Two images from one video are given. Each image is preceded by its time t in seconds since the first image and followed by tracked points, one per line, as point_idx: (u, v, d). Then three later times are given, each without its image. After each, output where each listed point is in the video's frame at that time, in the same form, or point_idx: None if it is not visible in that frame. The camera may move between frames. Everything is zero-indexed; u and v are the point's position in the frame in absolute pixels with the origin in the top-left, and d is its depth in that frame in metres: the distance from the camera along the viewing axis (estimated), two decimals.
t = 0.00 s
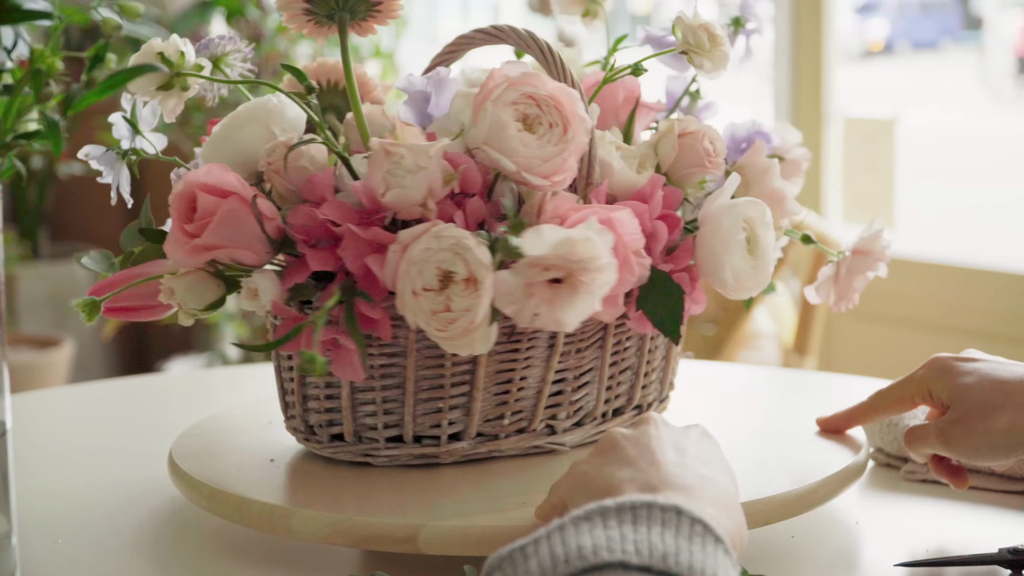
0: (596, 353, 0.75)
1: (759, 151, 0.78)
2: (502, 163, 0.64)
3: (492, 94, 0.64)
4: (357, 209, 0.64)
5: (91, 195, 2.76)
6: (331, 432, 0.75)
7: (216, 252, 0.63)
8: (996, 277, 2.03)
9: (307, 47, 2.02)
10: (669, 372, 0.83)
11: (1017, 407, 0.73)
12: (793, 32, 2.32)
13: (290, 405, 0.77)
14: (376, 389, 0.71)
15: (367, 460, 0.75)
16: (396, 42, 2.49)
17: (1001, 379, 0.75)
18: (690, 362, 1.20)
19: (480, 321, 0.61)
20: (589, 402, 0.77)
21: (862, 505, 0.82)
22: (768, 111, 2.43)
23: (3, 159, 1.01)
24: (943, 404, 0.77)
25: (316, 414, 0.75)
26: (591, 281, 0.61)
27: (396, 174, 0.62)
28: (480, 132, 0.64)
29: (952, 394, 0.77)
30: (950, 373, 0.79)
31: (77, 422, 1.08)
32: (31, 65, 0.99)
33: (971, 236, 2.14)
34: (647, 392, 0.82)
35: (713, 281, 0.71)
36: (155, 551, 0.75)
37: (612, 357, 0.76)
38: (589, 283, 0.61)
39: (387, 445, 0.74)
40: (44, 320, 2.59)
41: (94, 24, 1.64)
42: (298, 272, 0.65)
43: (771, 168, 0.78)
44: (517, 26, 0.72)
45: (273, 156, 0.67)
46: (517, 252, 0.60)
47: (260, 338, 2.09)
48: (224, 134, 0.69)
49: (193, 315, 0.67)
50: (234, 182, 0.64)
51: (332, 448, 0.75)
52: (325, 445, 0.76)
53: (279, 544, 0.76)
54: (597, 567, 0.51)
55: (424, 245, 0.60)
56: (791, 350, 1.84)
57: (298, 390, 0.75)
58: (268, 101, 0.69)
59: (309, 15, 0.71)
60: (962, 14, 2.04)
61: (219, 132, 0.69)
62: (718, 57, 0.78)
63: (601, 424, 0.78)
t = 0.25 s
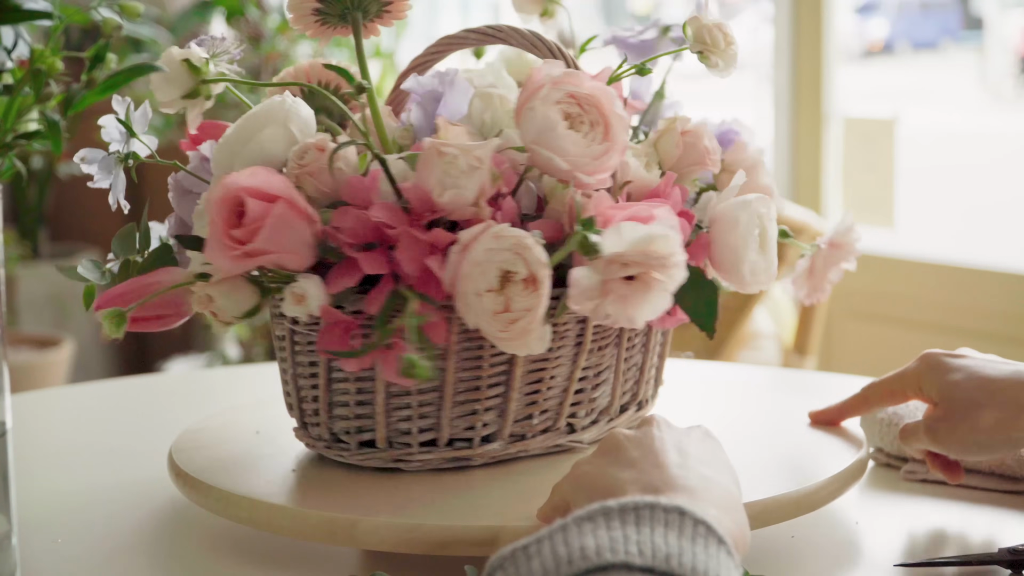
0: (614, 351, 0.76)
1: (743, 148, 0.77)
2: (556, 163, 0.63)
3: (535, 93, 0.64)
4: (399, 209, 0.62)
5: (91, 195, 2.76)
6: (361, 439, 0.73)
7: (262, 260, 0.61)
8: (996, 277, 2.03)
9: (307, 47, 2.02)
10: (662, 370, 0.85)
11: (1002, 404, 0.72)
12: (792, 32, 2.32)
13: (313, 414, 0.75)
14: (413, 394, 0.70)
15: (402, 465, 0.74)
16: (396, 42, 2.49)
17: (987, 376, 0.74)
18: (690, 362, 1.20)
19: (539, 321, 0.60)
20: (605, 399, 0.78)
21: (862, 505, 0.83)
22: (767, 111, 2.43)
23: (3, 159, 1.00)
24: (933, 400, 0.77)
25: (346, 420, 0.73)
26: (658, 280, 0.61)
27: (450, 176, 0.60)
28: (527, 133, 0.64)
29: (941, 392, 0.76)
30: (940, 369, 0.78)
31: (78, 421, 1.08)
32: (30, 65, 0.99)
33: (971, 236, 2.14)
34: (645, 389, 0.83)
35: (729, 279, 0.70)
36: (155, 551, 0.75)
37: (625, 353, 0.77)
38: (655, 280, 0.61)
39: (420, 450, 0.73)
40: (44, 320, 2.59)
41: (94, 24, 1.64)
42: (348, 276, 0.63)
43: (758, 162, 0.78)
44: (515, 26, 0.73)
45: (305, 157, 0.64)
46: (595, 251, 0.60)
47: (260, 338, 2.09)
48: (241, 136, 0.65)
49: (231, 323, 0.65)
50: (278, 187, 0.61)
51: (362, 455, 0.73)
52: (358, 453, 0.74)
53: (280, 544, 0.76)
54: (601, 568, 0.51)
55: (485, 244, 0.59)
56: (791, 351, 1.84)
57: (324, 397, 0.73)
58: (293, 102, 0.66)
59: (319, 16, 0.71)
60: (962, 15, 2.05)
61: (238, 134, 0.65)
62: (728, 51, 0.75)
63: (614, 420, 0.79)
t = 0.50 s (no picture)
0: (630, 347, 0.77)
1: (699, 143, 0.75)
2: (640, 159, 0.65)
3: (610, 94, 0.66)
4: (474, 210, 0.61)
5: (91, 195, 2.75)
6: (429, 449, 0.72)
7: (376, 269, 0.59)
8: (996, 277, 2.03)
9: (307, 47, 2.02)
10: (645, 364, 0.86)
11: (976, 403, 0.77)
12: (792, 32, 2.32)
13: (371, 428, 0.72)
14: (489, 399, 0.69)
15: (467, 473, 0.73)
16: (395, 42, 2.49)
17: (963, 374, 0.79)
18: (689, 362, 1.20)
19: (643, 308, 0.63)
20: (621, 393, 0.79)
21: (861, 505, 0.83)
22: (767, 111, 2.43)
23: (3, 159, 1.00)
24: (911, 398, 0.81)
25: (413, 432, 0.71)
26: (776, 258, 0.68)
27: (557, 176, 0.61)
28: (606, 134, 0.66)
29: (918, 389, 0.81)
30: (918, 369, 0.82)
31: (78, 422, 1.08)
32: (29, 65, 0.99)
33: (972, 236, 2.14)
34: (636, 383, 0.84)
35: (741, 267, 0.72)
36: (156, 551, 0.75)
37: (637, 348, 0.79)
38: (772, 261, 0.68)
39: (490, 455, 0.72)
40: (44, 320, 2.59)
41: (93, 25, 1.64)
42: (452, 282, 0.61)
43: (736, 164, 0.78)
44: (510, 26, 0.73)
45: (386, 163, 0.63)
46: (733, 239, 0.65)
47: (260, 337, 2.09)
48: (293, 138, 0.62)
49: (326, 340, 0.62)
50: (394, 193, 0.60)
51: (432, 466, 0.72)
52: (427, 464, 0.72)
53: (280, 544, 0.76)
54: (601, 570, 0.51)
55: (596, 244, 0.60)
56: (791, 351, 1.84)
57: (391, 411, 0.70)
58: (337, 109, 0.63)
59: (353, 15, 0.71)
60: (962, 15, 2.05)
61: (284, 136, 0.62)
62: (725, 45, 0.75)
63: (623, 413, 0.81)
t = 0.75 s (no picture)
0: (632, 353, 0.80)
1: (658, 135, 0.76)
2: (703, 152, 0.68)
3: (668, 92, 0.68)
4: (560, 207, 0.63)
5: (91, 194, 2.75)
6: (494, 453, 0.72)
7: (485, 276, 0.60)
8: (996, 277, 2.03)
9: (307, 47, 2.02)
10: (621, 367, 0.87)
11: (984, 395, 0.77)
12: (792, 32, 2.32)
13: (433, 435, 0.71)
14: (554, 399, 0.71)
15: (524, 475, 0.74)
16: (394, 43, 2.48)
17: (972, 368, 0.79)
18: (688, 362, 1.20)
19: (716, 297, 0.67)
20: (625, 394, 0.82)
21: (862, 505, 0.83)
22: (767, 111, 2.43)
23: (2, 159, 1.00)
24: (919, 394, 0.82)
25: (481, 437, 0.71)
26: (835, 262, 0.69)
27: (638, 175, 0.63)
28: (671, 132, 0.68)
29: (926, 384, 0.81)
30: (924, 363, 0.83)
31: (77, 422, 1.08)
32: (29, 66, 0.99)
33: (972, 236, 2.14)
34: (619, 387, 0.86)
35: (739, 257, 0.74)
36: (156, 551, 0.75)
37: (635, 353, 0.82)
38: (831, 263, 0.69)
39: (550, 454, 0.74)
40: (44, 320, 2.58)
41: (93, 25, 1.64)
42: (551, 281, 0.63)
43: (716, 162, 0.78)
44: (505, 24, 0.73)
45: (468, 165, 0.63)
46: (816, 232, 0.69)
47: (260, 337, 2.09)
48: (368, 143, 0.61)
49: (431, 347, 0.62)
50: (502, 195, 0.60)
51: (498, 469, 0.72)
52: (492, 467, 0.73)
53: (280, 544, 0.76)
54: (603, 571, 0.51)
55: (677, 239, 0.64)
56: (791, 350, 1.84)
57: (459, 417, 0.70)
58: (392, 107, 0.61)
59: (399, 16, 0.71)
60: (962, 15, 2.06)
61: (360, 141, 0.61)
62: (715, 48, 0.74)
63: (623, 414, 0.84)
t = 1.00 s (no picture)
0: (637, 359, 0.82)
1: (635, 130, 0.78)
2: (724, 146, 0.71)
3: (694, 89, 0.69)
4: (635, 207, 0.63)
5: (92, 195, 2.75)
6: (539, 453, 0.73)
7: (570, 274, 0.61)
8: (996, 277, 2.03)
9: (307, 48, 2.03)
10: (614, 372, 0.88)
11: (984, 403, 0.79)
12: (792, 32, 2.32)
13: (479, 437, 0.72)
14: (594, 397, 0.73)
15: (560, 474, 0.75)
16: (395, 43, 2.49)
17: (970, 377, 0.80)
18: (687, 362, 1.20)
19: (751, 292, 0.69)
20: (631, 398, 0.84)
21: (863, 505, 0.83)
22: (767, 111, 2.43)
23: (1, 159, 1.00)
24: (918, 403, 0.83)
25: (526, 437, 0.72)
26: (870, 256, 0.70)
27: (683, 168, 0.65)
28: (703, 127, 0.69)
29: (925, 395, 0.82)
30: (923, 373, 0.84)
31: (76, 422, 1.08)
32: (29, 65, 0.99)
33: (971, 237, 2.14)
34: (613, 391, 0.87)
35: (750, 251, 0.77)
36: (157, 551, 0.75)
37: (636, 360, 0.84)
38: (866, 258, 0.70)
39: (589, 451, 0.76)
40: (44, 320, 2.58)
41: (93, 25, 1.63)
42: (613, 280, 0.65)
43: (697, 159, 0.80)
44: (506, 24, 0.73)
45: (528, 165, 0.64)
46: (855, 224, 0.69)
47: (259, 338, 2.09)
48: (429, 146, 0.62)
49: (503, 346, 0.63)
50: (579, 194, 0.62)
51: (542, 468, 0.74)
52: (536, 467, 0.74)
53: (281, 545, 0.76)
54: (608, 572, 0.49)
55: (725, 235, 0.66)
56: (791, 350, 1.85)
57: (507, 418, 0.71)
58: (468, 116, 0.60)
59: (437, 15, 0.67)
60: (962, 15, 2.06)
61: (422, 143, 0.62)
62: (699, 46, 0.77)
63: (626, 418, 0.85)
